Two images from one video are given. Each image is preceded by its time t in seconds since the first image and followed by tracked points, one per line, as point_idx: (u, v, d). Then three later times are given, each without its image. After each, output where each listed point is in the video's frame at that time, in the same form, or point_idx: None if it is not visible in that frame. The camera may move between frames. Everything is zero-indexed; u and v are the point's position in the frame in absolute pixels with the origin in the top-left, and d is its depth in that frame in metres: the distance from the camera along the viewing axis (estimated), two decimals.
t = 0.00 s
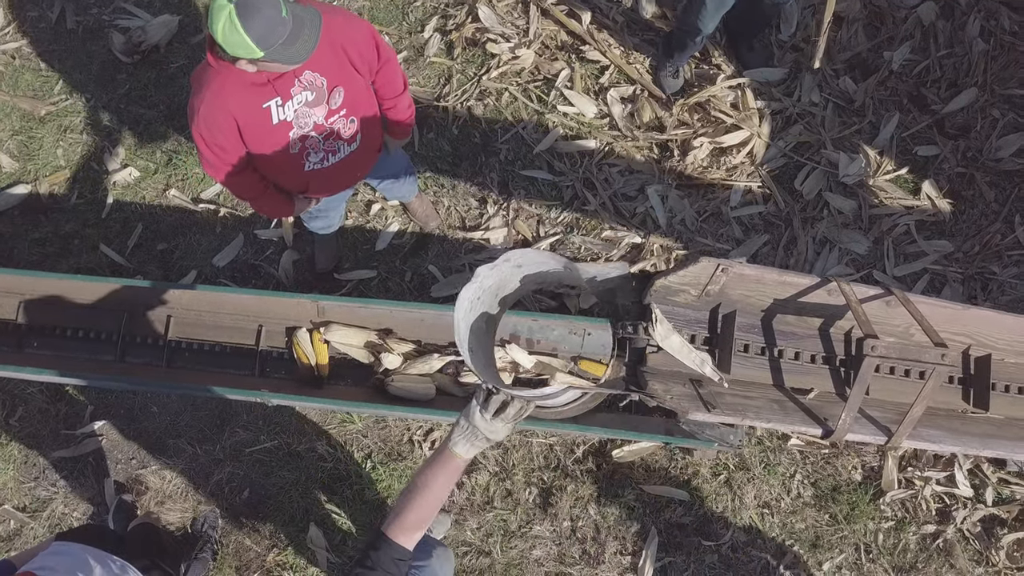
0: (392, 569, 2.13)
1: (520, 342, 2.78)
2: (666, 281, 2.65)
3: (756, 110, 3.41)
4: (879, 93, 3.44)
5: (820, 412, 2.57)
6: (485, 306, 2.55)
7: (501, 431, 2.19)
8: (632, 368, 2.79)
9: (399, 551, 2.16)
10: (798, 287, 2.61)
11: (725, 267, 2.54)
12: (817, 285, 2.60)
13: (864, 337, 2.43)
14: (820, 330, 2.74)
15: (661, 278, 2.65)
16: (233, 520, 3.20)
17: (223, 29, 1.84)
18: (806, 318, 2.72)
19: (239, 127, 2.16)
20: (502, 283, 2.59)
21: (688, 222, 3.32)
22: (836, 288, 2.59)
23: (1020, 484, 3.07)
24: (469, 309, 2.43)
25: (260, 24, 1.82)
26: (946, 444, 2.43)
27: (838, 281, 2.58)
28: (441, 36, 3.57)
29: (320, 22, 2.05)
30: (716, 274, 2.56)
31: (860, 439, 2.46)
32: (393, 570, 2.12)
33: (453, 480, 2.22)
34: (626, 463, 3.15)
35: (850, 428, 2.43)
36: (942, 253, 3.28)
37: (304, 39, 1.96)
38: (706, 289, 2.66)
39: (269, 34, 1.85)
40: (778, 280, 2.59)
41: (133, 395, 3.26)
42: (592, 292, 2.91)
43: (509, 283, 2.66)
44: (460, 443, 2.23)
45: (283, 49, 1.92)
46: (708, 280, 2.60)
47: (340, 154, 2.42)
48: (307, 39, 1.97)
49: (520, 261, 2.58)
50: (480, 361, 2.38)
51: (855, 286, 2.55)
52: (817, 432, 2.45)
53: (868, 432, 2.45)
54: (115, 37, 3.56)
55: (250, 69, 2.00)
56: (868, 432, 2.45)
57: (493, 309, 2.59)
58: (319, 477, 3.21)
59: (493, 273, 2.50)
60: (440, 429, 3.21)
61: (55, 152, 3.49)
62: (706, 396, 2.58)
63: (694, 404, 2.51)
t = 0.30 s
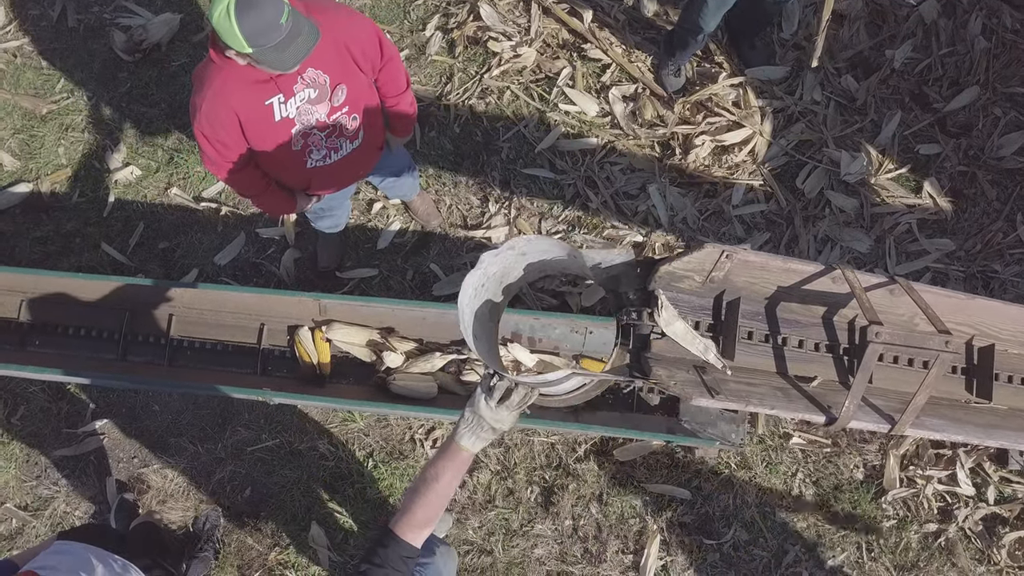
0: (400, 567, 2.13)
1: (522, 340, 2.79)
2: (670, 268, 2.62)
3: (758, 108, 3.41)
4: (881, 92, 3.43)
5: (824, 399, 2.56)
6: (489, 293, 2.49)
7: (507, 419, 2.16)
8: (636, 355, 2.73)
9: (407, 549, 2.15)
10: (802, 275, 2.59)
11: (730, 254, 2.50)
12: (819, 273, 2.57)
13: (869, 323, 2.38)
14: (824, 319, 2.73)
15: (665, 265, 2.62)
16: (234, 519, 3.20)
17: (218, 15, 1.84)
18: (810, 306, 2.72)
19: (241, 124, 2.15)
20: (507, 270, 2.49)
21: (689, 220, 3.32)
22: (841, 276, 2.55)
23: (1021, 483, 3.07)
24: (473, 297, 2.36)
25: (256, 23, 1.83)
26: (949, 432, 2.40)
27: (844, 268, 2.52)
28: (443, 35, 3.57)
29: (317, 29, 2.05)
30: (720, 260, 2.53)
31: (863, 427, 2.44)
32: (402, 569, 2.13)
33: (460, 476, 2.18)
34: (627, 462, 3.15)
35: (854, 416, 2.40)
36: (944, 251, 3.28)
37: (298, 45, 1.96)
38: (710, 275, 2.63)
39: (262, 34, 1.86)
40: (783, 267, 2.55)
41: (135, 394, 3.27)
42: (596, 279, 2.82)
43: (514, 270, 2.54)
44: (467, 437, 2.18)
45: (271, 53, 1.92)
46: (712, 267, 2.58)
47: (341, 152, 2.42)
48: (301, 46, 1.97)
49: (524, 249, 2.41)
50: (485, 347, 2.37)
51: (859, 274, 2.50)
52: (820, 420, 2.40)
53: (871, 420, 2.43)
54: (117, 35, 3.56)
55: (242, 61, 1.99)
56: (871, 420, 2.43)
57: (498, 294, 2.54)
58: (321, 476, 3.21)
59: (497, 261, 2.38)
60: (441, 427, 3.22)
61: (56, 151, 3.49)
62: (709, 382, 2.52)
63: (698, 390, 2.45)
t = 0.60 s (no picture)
0: (400, 567, 2.17)
1: (519, 340, 2.78)
2: (668, 257, 2.59)
3: (755, 108, 3.41)
4: (879, 92, 3.43)
5: (820, 391, 2.52)
6: (485, 283, 2.45)
7: (506, 411, 2.19)
8: (631, 345, 2.65)
9: (407, 550, 2.18)
10: (799, 266, 2.60)
11: (727, 245, 2.49)
12: (817, 264, 2.58)
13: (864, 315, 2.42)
14: (820, 310, 2.72)
15: (663, 254, 2.59)
16: (232, 519, 3.20)
17: (212, 13, 1.84)
18: (806, 298, 2.73)
19: (237, 123, 2.15)
20: (503, 260, 2.46)
21: (687, 220, 3.31)
22: (837, 267, 2.58)
23: (1019, 483, 3.06)
24: (471, 284, 2.35)
25: (249, 22, 1.83)
26: (945, 425, 2.41)
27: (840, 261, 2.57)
28: (440, 34, 3.57)
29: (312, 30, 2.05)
30: (717, 250, 2.52)
31: (859, 418, 2.45)
32: (402, 569, 2.17)
33: (461, 475, 2.17)
34: (625, 462, 3.15)
35: (849, 408, 2.42)
36: (942, 251, 3.27)
37: (291, 46, 1.96)
38: (706, 266, 2.63)
39: (254, 33, 1.85)
40: (779, 258, 2.56)
41: (132, 394, 3.26)
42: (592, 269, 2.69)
43: (511, 261, 2.50)
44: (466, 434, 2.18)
45: (263, 52, 1.91)
46: (709, 257, 2.57)
47: (338, 150, 2.42)
48: (294, 47, 1.97)
49: (522, 238, 2.39)
50: (481, 338, 2.36)
51: (856, 267, 2.54)
52: (817, 410, 2.43)
53: (867, 411, 2.45)
54: (114, 35, 3.56)
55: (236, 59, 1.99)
56: (867, 412, 2.45)
57: (494, 285, 2.50)
58: (319, 476, 3.21)
59: (494, 249, 2.37)
60: (439, 427, 3.21)
61: (53, 151, 3.49)
62: (705, 372, 2.48)
63: (694, 380, 2.40)
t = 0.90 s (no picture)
0: (400, 566, 2.17)
1: (517, 339, 2.81)
2: (662, 254, 2.54)
3: (753, 107, 3.42)
4: (876, 91, 3.44)
5: (814, 387, 2.57)
6: (483, 280, 2.45)
7: (504, 407, 2.19)
8: (627, 340, 2.69)
9: (407, 549, 2.18)
10: (794, 262, 2.59)
11: (722, 240, 2.47)
12: (812, 260, 2.57)
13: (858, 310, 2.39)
14: (814, 307, 2.75)
15: (657, 250, 2.53)
16: (231, 517, 3.21)
17: (214, 17, 1.85)
18: (801, 294, 2.74)
19: (236, 122, 2.16)
20: (501, 256, 2.45)
21: (685, 220, 3.33)
22: (832, 264, 2.56)
23: (1016, 481, 3.07)
24: (468, 282, 2.34)
25: (250, 22, 1.84)
26: (938, 420, 2.41)
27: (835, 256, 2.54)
28: (439, 34, 3.58)
29: (312, 29, 2.07)
30: (712, 246, 2.50)
31: (853, 413, 2.46)
32: (402, 568, 2.17)
33: (460, 473, 2.19)
34: (623, 460, 3.16)
35: (843, 403, 2.42)
36: (938, 250, 3.29)
37: (294, 45, 1.97)
38: (701, 263, 2.62)
39: (257, 33, 1.86)
40: (774, 254, 2.55)
41: (132, 392, 3.27)
42: (590, 265, 2.60)
43: (509, 257, 2.50)
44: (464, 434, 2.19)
45: (266, 50, 1.92)
46: (703, 253, 2.54)
47: (336, 150, 2.44)
48: (297, 45, 1.98)
49: (519, 235, 2.37)
50: (478, 333, 2.32)
51: (850, 263, 2.54)
52: (811, 406, 2.42)
53: (861, 407, 2.45)
54: (114, 35, 3.57)
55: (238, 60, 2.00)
56: (860, 407, 2.45)
57: (491, 280, 2.50)
58: (318, 474, 3.22)
59: (491, 246, 2.35)
60: (438, 426, 3.22)
61: (54, 150, 3.50)
62: (700, 367, 2.48)
63: (688, 375, 2.42)
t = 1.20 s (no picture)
0: (396, 567, 2.16)
1: (518, 336, 2.82)
2: (662, 260, 2.52)
3: (754, 105, 3.43)
4: (876, 89, 3.45)
5: (815, 393, 2.55)
6: (483, 287, 2.42)
7: (503, 413, 2.20)
8: (629, 347, 2.69)
9: (403, 551, 2.19)
10: (793, 269, 2.58)
11: (721, 247, 2.45)
12: (812, 265, 2.56)
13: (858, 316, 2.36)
14: (815, 312, 2.75)
15: (656, 258, 2.53)
16: (232, 515, 3.21)
17: (218, 15, 1.85)
18: (800, 299, 2.73)
19: (238, 120, 2.17)
20: (501, 264, 2.42)
21: (685, 218, 3.33)
22: (832, 268, 2.55)
23: (1016, 478, 3.08)
24: (468, 289, 2.31)
25: (254, 20, 1.84)
26: (939, 424, 2.41)
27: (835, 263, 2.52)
28: (440, 33, 3.58)
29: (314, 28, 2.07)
30: (711, 253, 2.48)
31: (854, 418, 2.46)
32: (397, 569, 2.16)
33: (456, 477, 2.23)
34: (623, 458, 3.17)
35: (844, 409, 2.41)
36: (939, 248, 3.29)
37: (297, 43, 1.97)
38: (701, 269, 2.62)
39: (261, 30, 1.87)
40: (775, 261, 2.53)
41: (133, 390, 3.28)
42: (590, 272, 2.62)
43: (509, 264, 2.47)
44: (464, 438, 2.22)
45: (270, 48, 1.93)
46: (703, 260, 2.54)
47: (337, 148, 2.44)
48: (300, 43, 1.98)
49: (519, 242, 2.35)
50: (479, 342, 2.28)
51: (851, 268, 2.50)
52: (811, 411, 2.41)
53: (861, 412, 2.44)
54: (115, 33, 3.58)
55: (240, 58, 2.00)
56: (861, 412, 2.45)
57: (492, 288, 2.46)
58: (319, 471, 3.22)
59: (491, 254, 2.34)
60: (439, 423, 3.23)
61: (55, 148, 3.50)
62: (700, 374, 2.49)
63: (689, 381, 2.40)
